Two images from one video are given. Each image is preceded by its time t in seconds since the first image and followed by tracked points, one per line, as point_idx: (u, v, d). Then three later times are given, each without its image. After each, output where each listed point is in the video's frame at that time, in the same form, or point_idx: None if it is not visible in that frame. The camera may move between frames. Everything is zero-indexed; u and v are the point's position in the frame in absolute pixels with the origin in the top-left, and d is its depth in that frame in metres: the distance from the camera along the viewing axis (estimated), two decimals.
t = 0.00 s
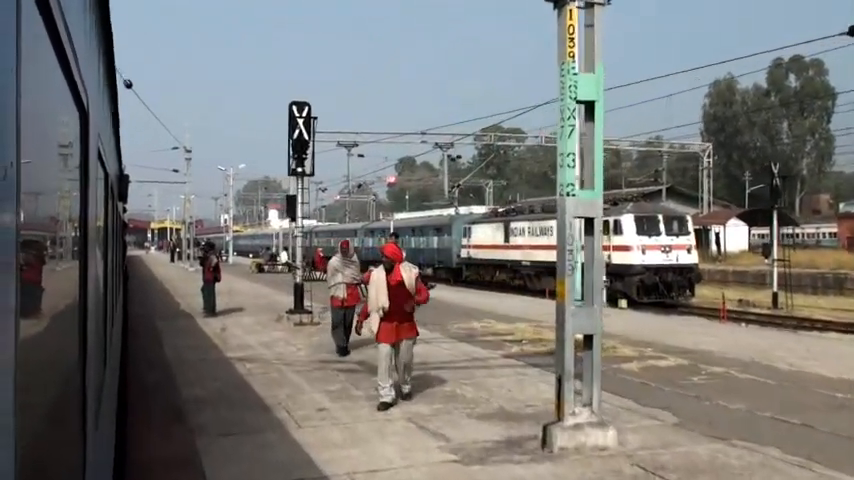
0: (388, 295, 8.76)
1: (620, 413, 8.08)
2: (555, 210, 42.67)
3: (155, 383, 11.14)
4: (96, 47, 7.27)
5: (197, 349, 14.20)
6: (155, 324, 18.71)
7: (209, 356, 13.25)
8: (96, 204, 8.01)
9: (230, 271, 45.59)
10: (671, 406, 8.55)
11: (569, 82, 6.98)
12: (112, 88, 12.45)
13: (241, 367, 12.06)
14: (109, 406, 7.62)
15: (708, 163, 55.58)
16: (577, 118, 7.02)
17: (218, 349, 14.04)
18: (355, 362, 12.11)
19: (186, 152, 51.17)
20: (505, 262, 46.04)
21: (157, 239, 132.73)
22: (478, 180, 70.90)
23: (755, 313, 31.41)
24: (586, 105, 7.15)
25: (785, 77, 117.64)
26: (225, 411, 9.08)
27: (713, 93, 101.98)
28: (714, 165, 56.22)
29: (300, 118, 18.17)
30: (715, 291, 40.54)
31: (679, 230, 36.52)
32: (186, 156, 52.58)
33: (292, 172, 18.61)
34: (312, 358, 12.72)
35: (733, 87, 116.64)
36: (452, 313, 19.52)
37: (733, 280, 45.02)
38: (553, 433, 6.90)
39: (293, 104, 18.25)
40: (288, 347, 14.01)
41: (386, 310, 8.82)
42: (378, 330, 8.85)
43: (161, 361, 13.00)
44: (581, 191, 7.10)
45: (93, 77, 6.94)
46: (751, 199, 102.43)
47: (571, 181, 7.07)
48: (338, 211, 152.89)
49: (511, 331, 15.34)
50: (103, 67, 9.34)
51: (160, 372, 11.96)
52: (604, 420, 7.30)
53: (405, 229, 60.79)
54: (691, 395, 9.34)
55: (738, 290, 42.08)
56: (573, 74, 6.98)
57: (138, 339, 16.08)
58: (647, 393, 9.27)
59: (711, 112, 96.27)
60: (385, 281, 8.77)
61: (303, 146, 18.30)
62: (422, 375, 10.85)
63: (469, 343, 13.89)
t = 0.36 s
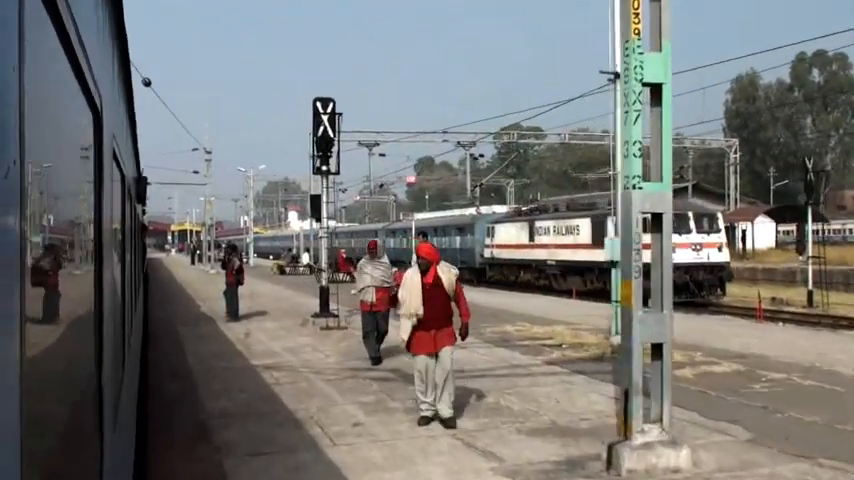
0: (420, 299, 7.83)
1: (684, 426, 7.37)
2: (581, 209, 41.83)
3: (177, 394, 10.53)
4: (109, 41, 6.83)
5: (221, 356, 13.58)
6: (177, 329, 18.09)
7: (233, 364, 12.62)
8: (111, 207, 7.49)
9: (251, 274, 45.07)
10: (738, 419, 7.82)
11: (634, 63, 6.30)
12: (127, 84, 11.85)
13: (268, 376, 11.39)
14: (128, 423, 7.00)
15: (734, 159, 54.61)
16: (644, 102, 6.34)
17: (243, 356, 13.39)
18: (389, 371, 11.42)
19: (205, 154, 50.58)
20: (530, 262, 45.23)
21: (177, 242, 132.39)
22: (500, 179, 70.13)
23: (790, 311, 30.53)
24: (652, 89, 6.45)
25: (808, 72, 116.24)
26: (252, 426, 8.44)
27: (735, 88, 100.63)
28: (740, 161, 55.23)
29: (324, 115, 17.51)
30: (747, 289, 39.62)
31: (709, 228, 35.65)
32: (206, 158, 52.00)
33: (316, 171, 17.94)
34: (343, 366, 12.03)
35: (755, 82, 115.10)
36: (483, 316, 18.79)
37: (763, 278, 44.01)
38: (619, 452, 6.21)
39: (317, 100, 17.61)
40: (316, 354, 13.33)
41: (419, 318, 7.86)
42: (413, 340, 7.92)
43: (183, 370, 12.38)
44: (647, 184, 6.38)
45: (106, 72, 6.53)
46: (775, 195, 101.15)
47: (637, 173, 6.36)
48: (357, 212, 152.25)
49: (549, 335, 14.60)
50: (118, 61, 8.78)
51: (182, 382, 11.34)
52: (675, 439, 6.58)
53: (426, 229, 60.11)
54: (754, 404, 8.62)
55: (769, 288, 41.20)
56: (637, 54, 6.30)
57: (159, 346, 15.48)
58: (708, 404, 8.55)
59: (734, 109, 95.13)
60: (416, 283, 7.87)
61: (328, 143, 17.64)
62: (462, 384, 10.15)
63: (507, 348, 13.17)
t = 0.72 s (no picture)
0: (468, 310, 7.03)
1: (755, 439, 6.72)
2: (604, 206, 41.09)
3: (199, 408, 9.95)
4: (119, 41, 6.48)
5: (244, 365, 12.99)
6: (198, 337, 17.51)
7: (256, 374, 12.01)
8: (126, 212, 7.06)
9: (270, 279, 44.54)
10: (813, 430, 7.15)
11: (702, 37, 5.62)
12: (142, 82, 11.32)
13: (295, 386, 10.80)
14: (150, 441, 6.57)
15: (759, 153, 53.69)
16: (712, 82, 5.67)
17: (267, 366, 12.78)
18: (422, 379, 10.77)
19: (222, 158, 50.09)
20: (554, 261, 44.52)
21: (196, 247, 132.29)
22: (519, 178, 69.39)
23: (824, 307, 29.69)
24: (723, 66, 5.76)
25: (828, 64, 114.86)
26: (280, 443, 7.83)
27: (755, 81, 99.68)
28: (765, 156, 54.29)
29: (346, 112, 16.94)
30: (776, 286, 38.76)
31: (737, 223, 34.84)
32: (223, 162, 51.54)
33: (338, 171, 17.34)
34: (372, 375, 11.39)
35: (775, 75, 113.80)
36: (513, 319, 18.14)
37: (792, 273, 43.18)
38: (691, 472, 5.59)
39: (338, 97, 17.01)
40: (343, 362, 12.70)
41: (467, 330, 7.03)
42: (463, 356, 7.10)
43: (204, 381, 11.79)
44: (720, 173, 5.71)
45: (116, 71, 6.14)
46: (798, 189, 99.90)
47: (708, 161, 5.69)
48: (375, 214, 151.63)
49: (587, 338, 13.94)
50: (131, 59, 8.30)
51: (204, 395, 10.75)
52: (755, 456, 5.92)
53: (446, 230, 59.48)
54: (825, 411, 7.94)
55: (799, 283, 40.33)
56: (703, 28, 5.62)
57: (179, 356, 14.91)
58: (774, 412, 7.89)
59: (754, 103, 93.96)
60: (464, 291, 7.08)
61: (350, 142, 17.04)
62: (503, 393, 9.50)
63: (543, 353, 12.52)
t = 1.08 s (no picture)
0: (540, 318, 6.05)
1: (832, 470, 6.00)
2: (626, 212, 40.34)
3: (211, 417, 9.26)
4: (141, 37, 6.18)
5: (259, 370, 12.31)
6: (211, 338, 16.85)
7: (271, 380, 11.32)
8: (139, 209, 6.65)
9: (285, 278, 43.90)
10: None
11: (797, 16, 4.89)
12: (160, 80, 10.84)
13: (314, 395, 10.12)
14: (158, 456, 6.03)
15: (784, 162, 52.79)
16: (807, 66, 4.94)
17: (284, 371, 12.10)
18: (451, 391, 10.06)
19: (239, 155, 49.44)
20: (573, 267, 43.73)
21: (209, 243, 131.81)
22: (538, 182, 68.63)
23: None
24: (818, 49, 5.04)
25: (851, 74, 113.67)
26: (300, 459, 7.17)
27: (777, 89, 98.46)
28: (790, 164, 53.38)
29: (371, 107, 16.23)
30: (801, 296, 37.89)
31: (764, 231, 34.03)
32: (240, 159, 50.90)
33: (361, 168, 16.69)
34: (397, 385, 10.70)
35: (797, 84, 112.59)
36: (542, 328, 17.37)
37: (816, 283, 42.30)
38: None
39: (363, 92, 16.37)
40: (364, 370, 12.00)
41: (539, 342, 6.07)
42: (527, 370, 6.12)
43: (218, 386, 11.16)
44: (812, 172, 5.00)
45: (135, 66, 5.79)
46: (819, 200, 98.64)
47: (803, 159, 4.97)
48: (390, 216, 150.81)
49: (622, 348, 13.21)
50: (151, 55, 7.99)
51: (216, 402, 10.10)
52: None
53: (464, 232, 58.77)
54: None
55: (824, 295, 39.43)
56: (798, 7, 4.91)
57: (192, 358, 14.25)
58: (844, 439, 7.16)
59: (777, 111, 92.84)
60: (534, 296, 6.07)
61: (374, 138, 16.38)
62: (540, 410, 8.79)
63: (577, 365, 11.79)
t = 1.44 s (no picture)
0: (618, 338, 5.23)
1: None
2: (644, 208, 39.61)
3: (226, 439, 8.58)
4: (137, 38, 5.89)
5: (277, 383, 11.64)
6: (226, 349, 16.20)
7: (291, 394, 10.63)
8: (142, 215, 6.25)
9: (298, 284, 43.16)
10: None
11: None
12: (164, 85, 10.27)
13: (337, 410, 9.44)
14: None
15: (802, 152, 51.90)
16: None
17: (304, 383, 11.44)
18: (484, 403, 9.37)
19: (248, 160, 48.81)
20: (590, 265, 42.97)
21: (220, 251, 131.21)
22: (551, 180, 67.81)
23: None
24: None
25: None
26: None
27: (787, 79, 97.46)
28: (808, 154, 52.47)
29: (385, 103, 15.56)
30: (826, 290, 37.04)
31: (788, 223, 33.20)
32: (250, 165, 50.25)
33: (377, 167, 15.99)
34: (425, 397, 10.01)
35: (809, 76, 111.46)
36: (570, 329, 16.65)
37: (839, 275, 41.47)
38: None
39: (377, 88, 15.74)
40: (388, 380, 11.32)
41: (620, 367, 5.25)
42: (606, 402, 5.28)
43: (235, 403, 10.49)
44: None
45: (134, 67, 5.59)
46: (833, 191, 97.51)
47: None
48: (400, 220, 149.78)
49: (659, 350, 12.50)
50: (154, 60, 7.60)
51: (232, 421, 9.43)
52: None
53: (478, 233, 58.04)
54: None
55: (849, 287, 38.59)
56: None
57: (206, 371, 13.59)
58: None
59: (789, 102, 91.82)
60: (612, 313, 5.24)
61: (389, 135, 15.71)
62: (584, 423, 8.10)
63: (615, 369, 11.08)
